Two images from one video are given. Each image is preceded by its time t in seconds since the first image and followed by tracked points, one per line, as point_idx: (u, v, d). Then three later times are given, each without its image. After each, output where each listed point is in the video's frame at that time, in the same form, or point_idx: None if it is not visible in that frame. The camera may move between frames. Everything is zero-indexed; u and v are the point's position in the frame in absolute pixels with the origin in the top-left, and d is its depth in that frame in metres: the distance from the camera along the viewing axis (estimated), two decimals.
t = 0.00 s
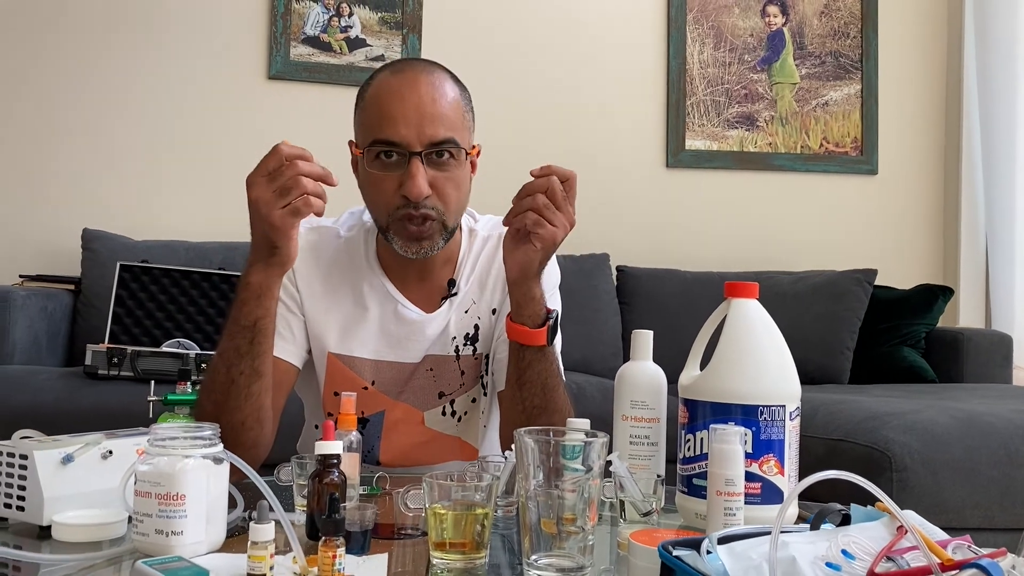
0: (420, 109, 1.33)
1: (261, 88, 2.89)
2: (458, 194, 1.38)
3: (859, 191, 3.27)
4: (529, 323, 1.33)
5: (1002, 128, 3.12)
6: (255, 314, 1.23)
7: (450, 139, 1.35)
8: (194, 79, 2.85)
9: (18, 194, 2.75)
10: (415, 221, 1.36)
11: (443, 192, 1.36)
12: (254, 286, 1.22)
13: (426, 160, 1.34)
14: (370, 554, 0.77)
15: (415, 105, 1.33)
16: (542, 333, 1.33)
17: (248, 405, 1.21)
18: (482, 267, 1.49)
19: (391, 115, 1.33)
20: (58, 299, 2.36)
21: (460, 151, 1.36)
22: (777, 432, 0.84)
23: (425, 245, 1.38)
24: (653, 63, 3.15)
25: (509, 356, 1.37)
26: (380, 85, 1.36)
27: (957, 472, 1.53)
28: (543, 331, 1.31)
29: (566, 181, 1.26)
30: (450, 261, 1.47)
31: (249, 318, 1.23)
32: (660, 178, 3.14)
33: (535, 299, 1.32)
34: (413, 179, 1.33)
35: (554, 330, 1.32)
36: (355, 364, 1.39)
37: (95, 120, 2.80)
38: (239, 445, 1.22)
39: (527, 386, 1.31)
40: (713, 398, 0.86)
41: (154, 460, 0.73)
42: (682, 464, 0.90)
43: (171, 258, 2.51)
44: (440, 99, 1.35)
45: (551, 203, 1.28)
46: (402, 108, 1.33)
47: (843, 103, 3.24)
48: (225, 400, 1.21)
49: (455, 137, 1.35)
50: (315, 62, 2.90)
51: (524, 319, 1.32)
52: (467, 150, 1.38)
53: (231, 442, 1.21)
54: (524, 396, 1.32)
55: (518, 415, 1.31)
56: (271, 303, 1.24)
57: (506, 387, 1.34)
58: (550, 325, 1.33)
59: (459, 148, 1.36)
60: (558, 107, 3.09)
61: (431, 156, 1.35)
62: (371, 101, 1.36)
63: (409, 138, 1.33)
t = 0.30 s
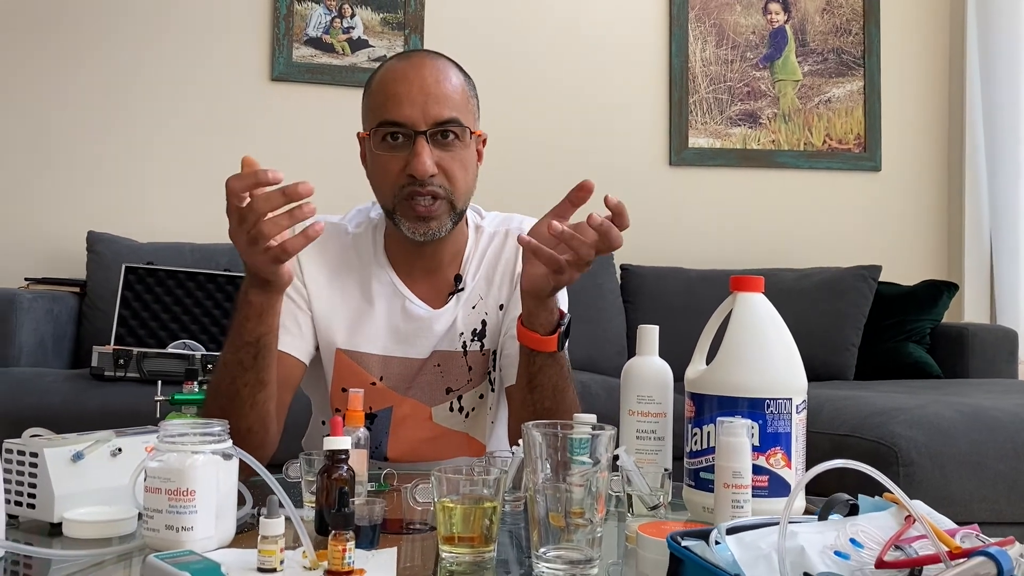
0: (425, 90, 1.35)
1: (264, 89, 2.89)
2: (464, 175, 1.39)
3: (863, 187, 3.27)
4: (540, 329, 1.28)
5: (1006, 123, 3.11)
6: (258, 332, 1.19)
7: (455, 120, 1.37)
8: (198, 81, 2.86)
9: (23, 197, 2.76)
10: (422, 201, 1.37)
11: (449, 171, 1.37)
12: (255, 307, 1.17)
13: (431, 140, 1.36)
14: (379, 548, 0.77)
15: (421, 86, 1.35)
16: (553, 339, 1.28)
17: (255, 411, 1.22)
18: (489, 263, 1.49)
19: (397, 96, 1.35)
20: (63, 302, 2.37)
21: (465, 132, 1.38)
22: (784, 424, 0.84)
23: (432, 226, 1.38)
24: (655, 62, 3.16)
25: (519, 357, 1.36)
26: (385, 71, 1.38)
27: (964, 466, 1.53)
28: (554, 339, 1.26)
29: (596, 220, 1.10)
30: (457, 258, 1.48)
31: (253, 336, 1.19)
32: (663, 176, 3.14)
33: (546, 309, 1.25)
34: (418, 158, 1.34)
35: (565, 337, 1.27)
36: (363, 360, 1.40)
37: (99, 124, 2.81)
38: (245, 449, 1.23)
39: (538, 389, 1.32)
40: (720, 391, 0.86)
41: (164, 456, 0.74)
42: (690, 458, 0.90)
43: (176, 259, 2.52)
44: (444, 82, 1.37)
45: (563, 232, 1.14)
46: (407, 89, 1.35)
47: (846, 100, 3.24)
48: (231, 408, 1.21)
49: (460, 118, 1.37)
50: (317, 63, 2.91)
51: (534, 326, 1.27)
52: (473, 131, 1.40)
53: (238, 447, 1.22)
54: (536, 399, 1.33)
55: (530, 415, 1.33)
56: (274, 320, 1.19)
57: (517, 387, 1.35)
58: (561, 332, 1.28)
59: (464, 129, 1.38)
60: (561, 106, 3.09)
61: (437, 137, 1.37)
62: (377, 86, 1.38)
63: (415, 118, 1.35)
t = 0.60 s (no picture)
0: (430, 83, 1.37)
1: (266, 92, 2.90)
2: (469, 168, 1.40)
3: (865, 185, 3.27)
4: (543, 326, 1.29)
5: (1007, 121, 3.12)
6: (264, 328, 1.20)
7: (460, 113, 1.38)
8: (200, 84, 2.87)
9: (27, 201, 2.77)
10: (427, 192, 1.37)
11: (455, 164, 1.37)
12: (261, 302, 1.17)
13: (437, 133, 1.37)
14: (386, 547, 0.78)
15: (426, 80, 1.36)
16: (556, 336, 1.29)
17: (263, 410, 1.23)
18: (494, 263, 1.50)
19: (403, 90, 1.36)
20: (68, 305, 2.38)
21: (470, 125, 1.39)
22: (788, 423, 0.84)
23: (437, 216, 1.38)
24: (656, 61, 3.16)
25: (523, 355, 1.36)
26: (392, 66, 1.40)
27: (967, 463, 1.53)
28: (558, 335, 1.28)
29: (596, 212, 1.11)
30: (461, 257, 1.49)
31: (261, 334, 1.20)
32: (665, 175, 3.15)
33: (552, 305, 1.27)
34: (424, 150, 1.35)
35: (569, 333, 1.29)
36: (369, 360, 1.40)
37: (102, 127, 2.82)
38: (254, 448, 1.23)
39: (542, 386, 1.32)
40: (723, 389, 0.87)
41: (173, 458, 0.74)
42: (694, 456, 0.90)
43: (180, 262, 2.53)
44: (450, 76, 1.38)
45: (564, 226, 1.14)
46: (413, 83, 1.36)
47: (847, 98, 3.24)
48: (240, 407, 1.22)
49: (465, 111, 1.38)
50: (319, 65, 2.91)
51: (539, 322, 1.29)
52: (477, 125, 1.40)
53: (247, 446, 1.22)
54: (540, 397, 1.33)
55: (533, 413, 1.33)
56: (280, 317, 1.20)
57: (522, 385, 1.35)
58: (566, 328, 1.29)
59: (469, 122, 1.38)
60: (562, 106, 3.10)
61: (442, 130, 1.37)
62: (383, 82, 1.39)
63: (420, 110, 1.36)
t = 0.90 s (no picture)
0: (431, 84, 1.37)
1: (266, 93, 2.91)
2: (469, 168, 1.40)
3: (865, 183, 3.27)
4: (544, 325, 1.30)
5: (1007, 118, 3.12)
6: (265, 329, 1.21)
7: (460, 114, 1.38)
8: (200, 86, 2.88)
9: (29, 203, 2.78)
10: (428, 192, 1.37)
11: (454, 165, 1.38)
12: (262, 303, 1.19)
13: (437, 134, 1.37)
14: (387, 546, 0.78)
15: (427, 80, 1.37)
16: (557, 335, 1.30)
17: (264, 410, 1.23)
18: (493, 263, 1.50)
19: (403, 90, 1.37)
20: (70, 306, 2.38)
21: (470, 126, 1.39)
22: (786, 420, 0.85)
23: (438, 216, 1.38)
24: (655, 60, 3.16)
25: (524, 355, 1.37)
26: (393, 67, 1.41)
27: (966, 459, 1.54)
28: (558, 334, 1.28)
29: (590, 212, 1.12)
30: (461, 257, 1.49)
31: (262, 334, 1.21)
32: (664, 174, 3.15)
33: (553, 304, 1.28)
34: (424, 150, 1.35)
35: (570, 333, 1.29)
36: (370, 360, 1.41)
37: (103, 129, 2.83)
38: (255, 449, 1.23)
39: (542, 385, 1.32)
40: (722, 387, 0.87)
41: (175, 458, 0.75)
42: (694, 454, 0.91)
43: (181, 263, 2.53)
44: (450, 77, 1.39)
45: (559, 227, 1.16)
46: (413, 84, 1.37)
47: (846, 96, 3.24)
48: (240, 407, 1.22)
49: (465, 111, 1.39)
50: (319, 66, 2.92)
51: (539, 322, 1.29)
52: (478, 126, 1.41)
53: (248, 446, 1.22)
54: (540, 396, 1.33)
55: (533, 412, 1.33)
56: (280, 317, 1.21)
57: (522, 384, 1.35)
58: (566, 327, 1.30)
59: (469, 122, 1.39)
60: (562, 106, 3.10)
61: (442, 130, 1.38)
62: (383, 83, 1.40)
63: (421, 111, 1.36)
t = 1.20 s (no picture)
0: (430, 84, 1.37)
1: (265, 93, 2.91)
2: (468, 169, 1.40)
3: (864, 180, 3.27)
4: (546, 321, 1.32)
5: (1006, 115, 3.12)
6: (257, 325, 1.22)
7: (459, 114, 1.38)
8: (200, 86, 2.88)
9: (29, 204, 2.79)
10: (426, 192, 1.38)
11: (453, 165, 1.38)
12: (253, 297, 1.20)
13: (436, 134, 1.37)
14: (386, 543, 0.79)
15: (426, 80, 1.37)
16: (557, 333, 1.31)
17: (260, 409, 1.23)
18: (492, 261, 1.51)
19: (403, 90, 1.37)
20: (70, 307, 2.39)
21: (469, 126, 1.39)
22: (783, 416, 0.85)
23: (435, 216, 1.39)
24: (654, 58, 3.17)
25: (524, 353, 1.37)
26: (393, 66, 1.40)
27: (966, 456, 1.54)
28: (558, 331, 1.29)
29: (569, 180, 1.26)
30: (460, 255, 1.50)
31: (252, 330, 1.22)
32: (663, 172, 3.15)
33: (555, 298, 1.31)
34: (423, 150, 1.35)
35: (570, 330, 1.31)
36: (369, 359, 1.41)
37: (104, 131, 2.83)
38: (253, 448, 1.23)
39: (542, 382, 1.33)
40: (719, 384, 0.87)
41: (174, 456, 0.75)
42: (691, 451, 0.91)
43: (182, 264, 2.54)
44: (449, 77, 1.39)
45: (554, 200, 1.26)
46: (413, 84, 1.36)
47: (845, 93, 3.24)
48: (237, 405, 1.22)
49: (464, 112, 1.39)
50: (318, 66, 2.92)
51: (540, 318, 1.32)
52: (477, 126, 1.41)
53: (246, 445, 1.23)
54: (540, 392, 1.33)
55: (533, 408, 1.33)
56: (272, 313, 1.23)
57: (522, 380, 1.36)
58: (567, 325, 1.31)
59: (468, 123, 1.39)
60: (561, 105, 3.10)
61: (441, 131, 1.38)
62: (383, 81, 1.40)
63: (420, 111, 1.36)
